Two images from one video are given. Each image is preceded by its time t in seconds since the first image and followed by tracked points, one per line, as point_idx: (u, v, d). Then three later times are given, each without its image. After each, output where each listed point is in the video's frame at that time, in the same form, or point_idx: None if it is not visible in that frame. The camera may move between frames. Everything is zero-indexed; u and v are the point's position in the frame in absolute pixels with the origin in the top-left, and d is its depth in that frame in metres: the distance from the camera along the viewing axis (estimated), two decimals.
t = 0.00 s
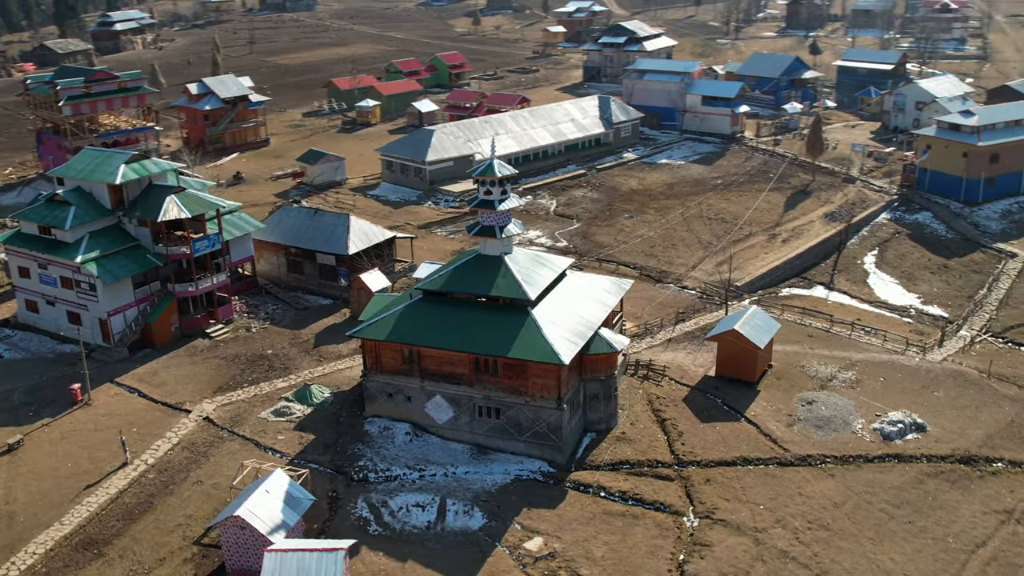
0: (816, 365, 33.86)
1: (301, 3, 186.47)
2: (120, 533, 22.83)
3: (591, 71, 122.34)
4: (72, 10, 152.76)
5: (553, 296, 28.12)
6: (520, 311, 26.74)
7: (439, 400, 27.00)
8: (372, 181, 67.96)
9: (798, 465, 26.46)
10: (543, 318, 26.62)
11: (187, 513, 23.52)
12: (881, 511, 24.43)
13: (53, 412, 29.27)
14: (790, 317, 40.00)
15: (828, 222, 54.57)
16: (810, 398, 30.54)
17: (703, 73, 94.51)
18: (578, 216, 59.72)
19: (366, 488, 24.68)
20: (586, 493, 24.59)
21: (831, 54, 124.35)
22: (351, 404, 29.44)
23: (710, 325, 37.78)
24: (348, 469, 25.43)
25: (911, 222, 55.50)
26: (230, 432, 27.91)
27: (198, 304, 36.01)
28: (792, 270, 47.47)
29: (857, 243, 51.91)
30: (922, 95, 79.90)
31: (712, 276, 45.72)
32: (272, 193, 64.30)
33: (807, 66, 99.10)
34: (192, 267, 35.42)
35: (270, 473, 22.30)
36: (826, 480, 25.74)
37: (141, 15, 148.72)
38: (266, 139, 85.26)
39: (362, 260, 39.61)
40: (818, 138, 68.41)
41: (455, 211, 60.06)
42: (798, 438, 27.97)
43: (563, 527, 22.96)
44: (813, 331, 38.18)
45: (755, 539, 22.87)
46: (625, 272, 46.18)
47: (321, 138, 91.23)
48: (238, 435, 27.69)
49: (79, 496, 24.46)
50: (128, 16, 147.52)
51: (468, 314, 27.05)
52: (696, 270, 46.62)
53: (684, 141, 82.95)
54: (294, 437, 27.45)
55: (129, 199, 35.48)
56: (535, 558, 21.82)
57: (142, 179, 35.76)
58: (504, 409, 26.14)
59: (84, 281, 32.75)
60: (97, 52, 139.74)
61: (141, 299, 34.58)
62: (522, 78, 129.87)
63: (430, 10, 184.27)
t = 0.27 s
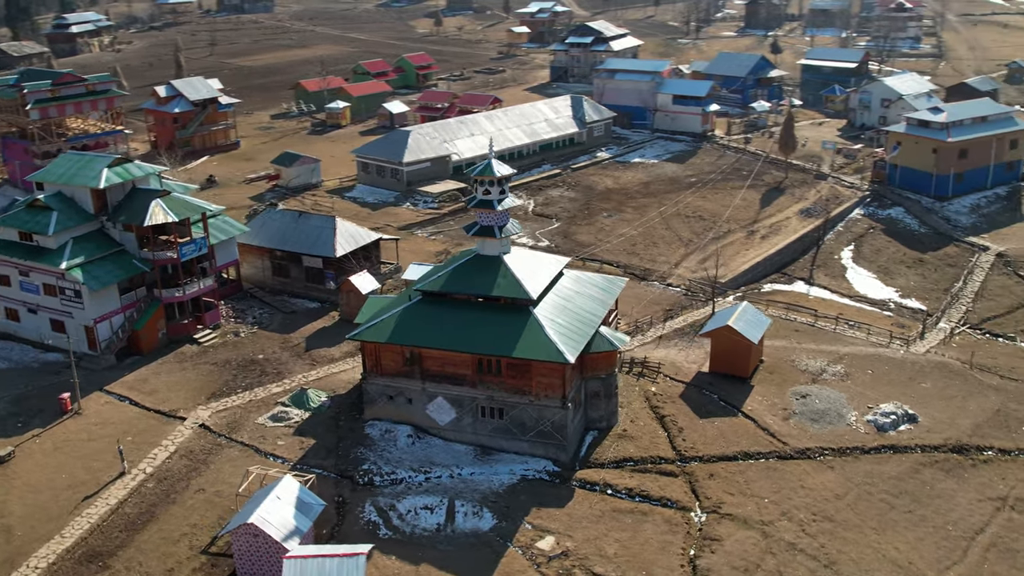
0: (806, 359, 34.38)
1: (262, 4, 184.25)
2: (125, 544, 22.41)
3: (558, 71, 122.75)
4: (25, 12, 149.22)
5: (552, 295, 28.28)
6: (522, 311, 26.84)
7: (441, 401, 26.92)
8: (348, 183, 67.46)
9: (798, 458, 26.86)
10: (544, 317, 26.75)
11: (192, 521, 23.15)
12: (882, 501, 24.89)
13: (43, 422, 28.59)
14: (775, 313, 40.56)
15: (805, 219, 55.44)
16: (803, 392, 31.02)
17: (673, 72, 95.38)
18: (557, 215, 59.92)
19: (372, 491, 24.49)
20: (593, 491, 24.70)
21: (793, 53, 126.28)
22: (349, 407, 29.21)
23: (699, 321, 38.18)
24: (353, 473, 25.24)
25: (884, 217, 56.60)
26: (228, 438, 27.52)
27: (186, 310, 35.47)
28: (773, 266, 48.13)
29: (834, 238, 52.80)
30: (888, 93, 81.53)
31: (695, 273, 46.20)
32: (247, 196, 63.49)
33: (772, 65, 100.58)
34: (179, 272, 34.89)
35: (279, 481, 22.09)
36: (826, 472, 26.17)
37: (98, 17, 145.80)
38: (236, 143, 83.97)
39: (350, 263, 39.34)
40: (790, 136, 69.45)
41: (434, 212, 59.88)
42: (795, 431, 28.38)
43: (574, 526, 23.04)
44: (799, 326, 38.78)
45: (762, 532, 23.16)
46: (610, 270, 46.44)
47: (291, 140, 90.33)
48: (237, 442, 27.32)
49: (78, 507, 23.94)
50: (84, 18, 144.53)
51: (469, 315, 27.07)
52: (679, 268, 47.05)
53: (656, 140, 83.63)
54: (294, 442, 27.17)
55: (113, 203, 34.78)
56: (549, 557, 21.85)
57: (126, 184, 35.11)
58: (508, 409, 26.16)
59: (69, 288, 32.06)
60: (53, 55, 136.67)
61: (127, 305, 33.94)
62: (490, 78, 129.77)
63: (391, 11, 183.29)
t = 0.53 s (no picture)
0: (796, 354, 34.85)
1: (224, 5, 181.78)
2: (129, 555, 22.03)
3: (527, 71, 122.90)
4: None
5: (551, 294, 28.37)
6: (523, 312, 26.90)
7: (442, 403, 26.84)
8: (325, 185, 66.91)
9: (797, 452, 27.22)
10: (545, 316, 26.85)
11: (197, 530, 22.83)
12: (881, 493, 25.32)
13: (33, 432, 27.97)
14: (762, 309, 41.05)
15: (782, 216, 56.17)
16: (796, 386, 31.45)
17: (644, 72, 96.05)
18: (537, 214, 60.01)
19: (378, 495, 24.34)
20: (599, 489, 24.81)
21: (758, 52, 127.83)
22: (347, 410, 29.00)
23: (689, 319, 38.51)
24: (357, 477, 25.07)
25: (860, 213, 57.54)
26: (226, 445, 27.16)
27: (173, 315, 34.95)
28: (754, 263, 48.70)
29: (812, 235, 53.57)
30: (857, 91, 82.90)
31: (680, 271, 46.57)
32: (223, 199, 62.66)
33: (741, 64, 101.76)
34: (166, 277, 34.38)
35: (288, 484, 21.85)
36: (825, 465, 26.56)
37: (55, 19, 142.77)
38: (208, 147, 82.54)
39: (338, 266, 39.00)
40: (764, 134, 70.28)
41: (414, 213, 59.62)
42: (792, 426, 28.76)
43: (583, 524, 23.12)
44: (786, 321, 39.29)
45: (768, 525, 23.44)
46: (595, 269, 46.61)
47: (263, 142, 89.34)
48: (236, 448, 26.98)
49: (78, 519, 23.48)
50: (41, 20, 141.50)
51: (470, 316, 27.06)
52: (662, 266, 47.39)
53: (630, 139, 84.11)
54: (295, 447, 26.90)
55: (97, 207, 34.11)
56: (560, 557, 21.89)
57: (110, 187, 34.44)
58: (510, 409, 26.17)
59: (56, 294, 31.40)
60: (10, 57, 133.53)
61: (114, 311, 33.34)
62: (459, 79, 129.48)
63: (352, 12, 181.85)
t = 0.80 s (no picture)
0: (784, 349, 35.37)
1: (181, 7, 178.79)
2: (135, 567, 21.62)
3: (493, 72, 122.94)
4: None
5: (550, 293, 28.44)
6: (523, 312, 26.95)
7: (444, 404, 26.77)
8: (299, 187, 66.21)
9: (795, 445, 27.62)
10: (545, 316, 26.93)
11: (203, 539, 22.50)
12: (879, 483, 25.83)
13: (23, 444, 27.30)
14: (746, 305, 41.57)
15: (758, 213, 56.92)
16: (788, 380, 31.93)
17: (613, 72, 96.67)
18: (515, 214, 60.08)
19: (384, 499, 24.19)
20: (605, 487, 24.95)
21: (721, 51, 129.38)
22: (345, 414, 28.78)
23: (676, 316, 38.86)
24: (362, 481, 24.89)
25: (833, 209, 58.55)
26: (225, 452, 26.77)
27: (160, 321, 34.37)
28: (734, 259, 49.30)
29: (788, 231, 54.37)
30: (822, 89, 84.37)
31: (662, 269, 46.95)
32: (196, 203, 61.67)
33: (706, 63, 102.98)
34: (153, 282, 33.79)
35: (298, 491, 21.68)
36: (824, 457, 27.01)
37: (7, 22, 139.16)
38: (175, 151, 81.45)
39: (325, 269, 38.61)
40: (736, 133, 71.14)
41: (392, 215, 59.27)
42: (788, 419, 29.19)
43: (592, 522, 23.23)
44: (770, 317, 39.85)
45: (774, 518, 23.78)
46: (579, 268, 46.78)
47: (231, 145, 88.12)
48: (236, 454, 26.61)
49: (78, 531, 22.99)
50: None
51: (471, 317, 27.03)
52: (645, 265, 47.73)
53: (601, 138, 84.55)
54: (296, 452, 26.61)
55: (80, 212, 33.40)
56: (573, 555, 21.97)
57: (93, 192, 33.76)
58: (513, 409, 26.19)
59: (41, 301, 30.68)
60: None
61: (100, 318, 32.68)
62: (425, 79, 129.02)
63: (311, 13, 180.10)
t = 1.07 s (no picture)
0: (773, 344, 35.86)
1: (140, 8, 175.68)
2: None
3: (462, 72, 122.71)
4: None
5: (548, 292, 28.49)
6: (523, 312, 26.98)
7: (446, 406, 26.72)
8: (276, 190, 65.51)
9: (793, 439, 28.01)
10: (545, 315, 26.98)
11: (209, 547, 22.20)
12: (876, 474, 26.32)
13: (14, 455, 26.69)
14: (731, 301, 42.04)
15: (736, 211, 57.57)
16: (780, 375, 32.38)
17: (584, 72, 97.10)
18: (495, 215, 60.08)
19: (391, 502, 24.06)
20: (610, 484, 25.10)
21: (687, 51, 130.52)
22: (344, 417, 28.57)
23: (665, 313, 39.17)
24: (367, 485, 24.74)
25: (808, 206, 59.42)
26: (224, 458, 26.43)
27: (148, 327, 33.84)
28: (716, 257, 49.81)
29: (766, 228, 55.07)
30: (791, 87, 85.56)
31: (646, 267, 47.25)
32: (170, 207, 60.71)
33: (675, 63, 103.83)
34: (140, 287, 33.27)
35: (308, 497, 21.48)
36: (821, 451, 27.45)
37: None
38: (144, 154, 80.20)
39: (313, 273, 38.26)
40: (710, 131, 71.85)
41: (371, 217, 58.90)
42: (783, 414, 29.60)
43: (601, 519, 23.36)
44: (757, 313, 40.34)
45: (777, 511, 24.10)
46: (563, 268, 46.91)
47: (201, 147, 86.89)
48: (236, 461, 26.28)
49: (80, 543, 22.55)
50: None
51: (471, 317, 27.01)
52: (629, 263, 48.01)
53: (575, 138, 84.85)
54: (297, 457, 26.36)
55: (64, 217, 32.74)
56: (584, 554, 22.07)
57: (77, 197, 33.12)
58: (516, 409, 26.22)
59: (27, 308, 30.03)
60: None
61: (86, 325, 32.07)
62: (393, 80, 128.38)
63: (274, 15, 178.09)
